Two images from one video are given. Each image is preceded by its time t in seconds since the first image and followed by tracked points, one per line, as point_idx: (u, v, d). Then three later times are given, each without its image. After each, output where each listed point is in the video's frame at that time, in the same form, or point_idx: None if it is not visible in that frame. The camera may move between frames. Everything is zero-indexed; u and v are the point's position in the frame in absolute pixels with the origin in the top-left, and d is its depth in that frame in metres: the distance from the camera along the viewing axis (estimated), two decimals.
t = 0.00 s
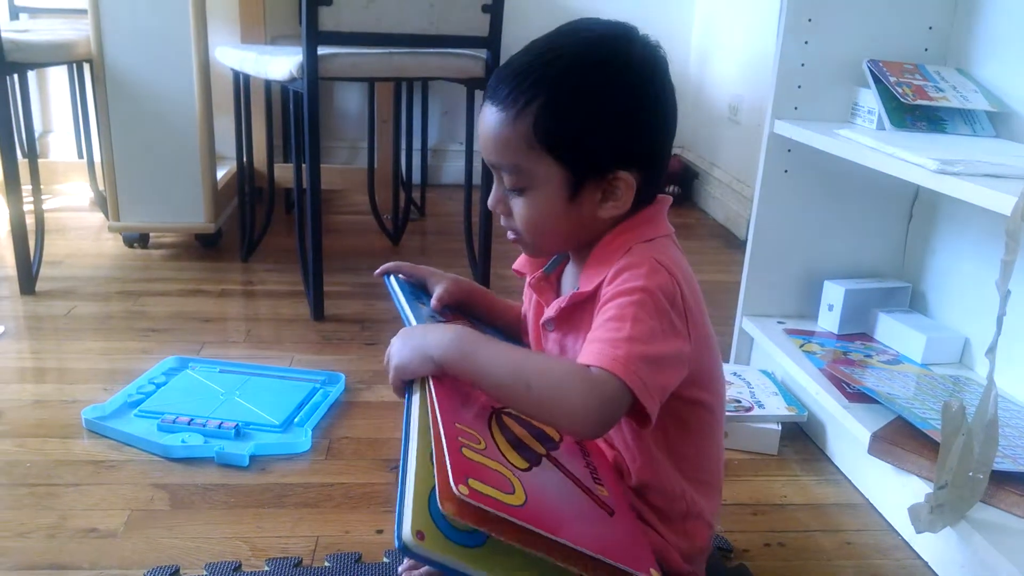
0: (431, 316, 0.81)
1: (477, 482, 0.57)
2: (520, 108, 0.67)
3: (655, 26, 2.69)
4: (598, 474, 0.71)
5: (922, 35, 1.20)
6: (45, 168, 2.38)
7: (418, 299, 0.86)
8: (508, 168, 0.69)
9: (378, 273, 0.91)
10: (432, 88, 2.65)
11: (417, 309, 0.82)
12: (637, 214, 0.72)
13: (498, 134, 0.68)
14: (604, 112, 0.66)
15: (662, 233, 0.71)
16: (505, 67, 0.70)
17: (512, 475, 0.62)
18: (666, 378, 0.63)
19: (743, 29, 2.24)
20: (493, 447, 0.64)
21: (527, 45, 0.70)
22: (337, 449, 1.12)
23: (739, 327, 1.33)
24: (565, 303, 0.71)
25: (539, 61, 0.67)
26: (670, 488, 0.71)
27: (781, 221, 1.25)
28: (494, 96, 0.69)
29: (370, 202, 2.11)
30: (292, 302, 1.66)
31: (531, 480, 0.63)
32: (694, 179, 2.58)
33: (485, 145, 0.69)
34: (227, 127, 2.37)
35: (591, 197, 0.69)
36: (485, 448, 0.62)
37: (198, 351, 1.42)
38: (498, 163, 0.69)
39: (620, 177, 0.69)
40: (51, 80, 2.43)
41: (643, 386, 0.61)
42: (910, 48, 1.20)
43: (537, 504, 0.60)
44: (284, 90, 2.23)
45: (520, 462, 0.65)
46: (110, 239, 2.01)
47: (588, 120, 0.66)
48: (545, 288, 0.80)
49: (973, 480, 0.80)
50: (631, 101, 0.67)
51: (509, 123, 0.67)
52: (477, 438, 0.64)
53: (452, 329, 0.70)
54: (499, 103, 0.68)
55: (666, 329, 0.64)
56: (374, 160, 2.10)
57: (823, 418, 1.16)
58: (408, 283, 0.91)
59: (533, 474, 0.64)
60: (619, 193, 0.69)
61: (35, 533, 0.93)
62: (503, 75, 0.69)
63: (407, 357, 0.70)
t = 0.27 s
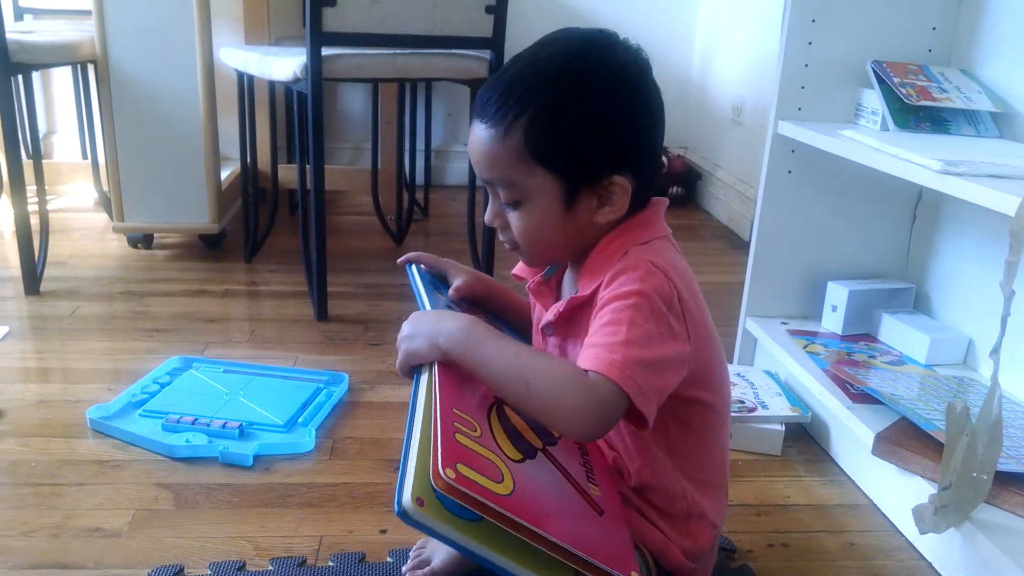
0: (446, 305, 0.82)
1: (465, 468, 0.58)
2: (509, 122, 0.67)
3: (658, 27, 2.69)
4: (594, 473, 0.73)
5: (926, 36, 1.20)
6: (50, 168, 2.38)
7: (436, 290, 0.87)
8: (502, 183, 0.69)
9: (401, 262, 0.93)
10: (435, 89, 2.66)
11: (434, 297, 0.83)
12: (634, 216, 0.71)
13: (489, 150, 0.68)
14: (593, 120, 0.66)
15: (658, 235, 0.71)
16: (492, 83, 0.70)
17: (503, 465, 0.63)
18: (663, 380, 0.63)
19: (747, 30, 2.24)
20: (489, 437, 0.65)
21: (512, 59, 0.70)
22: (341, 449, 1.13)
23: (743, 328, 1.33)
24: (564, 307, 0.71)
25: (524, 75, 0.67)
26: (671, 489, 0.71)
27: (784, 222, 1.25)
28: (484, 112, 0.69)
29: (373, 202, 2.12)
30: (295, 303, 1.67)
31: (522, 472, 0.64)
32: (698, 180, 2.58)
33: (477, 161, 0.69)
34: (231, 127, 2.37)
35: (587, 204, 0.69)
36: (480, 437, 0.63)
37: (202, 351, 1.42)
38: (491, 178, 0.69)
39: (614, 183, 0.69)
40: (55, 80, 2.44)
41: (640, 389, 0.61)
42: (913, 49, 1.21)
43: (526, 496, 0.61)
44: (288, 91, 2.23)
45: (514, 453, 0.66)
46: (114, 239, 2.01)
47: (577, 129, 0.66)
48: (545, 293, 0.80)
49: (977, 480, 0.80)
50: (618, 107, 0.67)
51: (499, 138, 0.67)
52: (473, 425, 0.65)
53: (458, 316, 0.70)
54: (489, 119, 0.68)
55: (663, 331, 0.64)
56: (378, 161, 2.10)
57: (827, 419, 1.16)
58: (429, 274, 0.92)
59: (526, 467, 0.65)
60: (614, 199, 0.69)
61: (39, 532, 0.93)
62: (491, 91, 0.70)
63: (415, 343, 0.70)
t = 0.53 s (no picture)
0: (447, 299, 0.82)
1: (443, 462, 0.58)
2: (499, 122, 0.67)
3: (660, 26, 2.68)
4: (581, 471, 0.73)
5: (929, 33, 1.20)
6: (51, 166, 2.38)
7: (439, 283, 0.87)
8: (492, 183, 0.69)
9: (410, 255, 0.93)
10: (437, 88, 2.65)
11: (436, 290, 0.83)
12: (623, 212, 0.71)
13: (479, 151, 0.68)
14: (582, 119, 0.66)
15: (646, 231, 0.70)
16: (482, 83, 0.70)
17: (484, 461, 0.63)
18: (648, 374, 0.62)
19: (749, 28, 2.23)
20: (472, 432, 0.65)
21: (502, 59, 0.70)
22: (342, 447, 1.12)
23: (744, 327, 1.33)
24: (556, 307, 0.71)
25: (513, 75, 0.67)
26: (662, 487, 0.71)
27: (786, 220, 1.24)
28: (475, 113, 0.69)
29: (375, 201, 2.11)
30: (297, 301, 1.66)
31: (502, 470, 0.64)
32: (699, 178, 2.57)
33: (468, 161, 0.69)
34: (232, 125, 2.37)
35: (577, 204, 0.69)
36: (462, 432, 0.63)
37: (203, 349, 1.42)
38: (481, 178, 0.69)
39: (603, 182, 0.68)
40: (56, 78, 2.44)
41: (624, 383, 0.61)
42: (916, 47, 1.20)
43: (503, 495, 0.61)
44: (289, 89, 2.23)
45: (497, 449, 0.66)
46: (115, 238, 2.01)
47: (566, 128, 0.66)
48: (542, 290, 0.80)
49: (980, 479, 0.81)
50: (607, 106, 0.67)
51: (488, 138, 0.67)
52: (458, 419, 0.65)
53: (445, 310, 0.70)
54: (478, 120, 0.68)
55: (647, 325, 0.63)
56: (379, 159, 2.09)
57: (828, 418, 1.16)
58: (435, 267, 0.92)
59: (508, 463, 0.66)
60: (604, 198, 0.69)
61: (39, 530, 0.93)
62: (482, 89, 0.69)
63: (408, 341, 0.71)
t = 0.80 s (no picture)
0: (433, 300, 0.82)
1: (413, 474, 0.58)
2: (484, 111, 0.67)
3: (658, 24, 2.68)
4: (561, 479, 0.73)
5: (926, 31, 1.20)
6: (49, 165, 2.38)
7: (428, 282, 0.87)
8: (474, 172, 0.68)
9: (401, 253, 0.93)
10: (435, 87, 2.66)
11: (423, 291, 0.83)
12: (601, 211, 0.71)
13: (462, 138, 0.68)
14: (568, 111, 0.66)
15: (621, 231, 0.70)
16: (471, 71, 0.70)
17: (457, 471, 0.63)
18: (624, 379, 0.62)
19: (747, 26, 2.23)
20: (447, 441, 0.65)
21: (492, 50, 0.70)
22: (340, 445, 1.13)
23: (742, 325, 1.33)
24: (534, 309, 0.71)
25: (501, 65, 0.67)
26: (647, 486, 0.71)
27: (783, 218, 1.25)
28: (460, 101, 0.69)
29: (373, 199, 2.11)
30: (295, 299, 1.66)
31: (476, 480, 0.64)
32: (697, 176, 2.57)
33: (452, 149, 0.69)
34: (230, 124, 2.37)
35: (559, 197, 0.69)
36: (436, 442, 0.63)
37: (201, 347, 1.42)
38: (464, 166, 0.69)
39: (584, 176, 0.68)
40: (54, 77, 2.43)
41: (599, 389, 0.61)
42: (913, 45, 1.20)
43: (473, 507, 0.61)
44: (288, 87, 2.23)
45: (472, 458, 0.67)
46: (113, 236, 2.01)
47: (551, 119, 0.66)
48: (524, 293, 0.79)
49: (977, 477, 0.81)
50: (594, 100, 0.67)
51: (473, 126, 0.67)
52: (433, 428, 0.65)
53: (423, 318, 0.70)
54: (464, 107, 0.68)
55: (621, 329, 0.63)
56: (377, 157, 2.09)
57: (826, 416, 1.16)
58: (426, 266, 0.92)
59: (482, 473, 0.66)
60: (586, 192, 0.69)
61: (37, 529, 0.93)
62: (469, 78, 0.69)
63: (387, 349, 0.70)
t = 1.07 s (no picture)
0: (420, 304, 0.82)
1: (397, 479, 0.58)
2: (489, 105, 0.67)
3: (659, 26, 2.69)
4: (550, 480, 0.74)
5: (927, 34, 1.20)
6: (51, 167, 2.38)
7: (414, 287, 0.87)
8: (475, 165, 0.68)
9: (387, 258, 0.93)
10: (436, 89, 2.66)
11: (409, 296, 0.83)
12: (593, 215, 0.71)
13: (467, 131, 0.68)
14: (573, 111, 0.66)
15: (611, 235, 0.70)
16: (477, 66, 0.70)
17: (444, 475, 0.63)
18: (614, 380, 0.62)
19: (748, 29, 2.24)
20: (433, 445, 0.65)
21: (500, 45, 0.70)
22: (341, 447, 1.13)
23: (743, 327, 1.33)
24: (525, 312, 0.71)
25: (509, 61, 0.68)
26: (641, 484, 0.71)
27: (784, 220, 1.25)
28: (466, 94, 0.69)
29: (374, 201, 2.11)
30: (296, 301, 1.67)
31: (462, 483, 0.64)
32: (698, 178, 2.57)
33: (455, 140, 0.69)
34: (232, 126, 2.38)
35: (557, 198, 0.69)
36: (422, 447, 0.63)
37: (202, 349, 1.42)
38: (465, 159, 0.69)
39: (585, 181, 0.69)
40: (56, 79, 2.44)
41: (589, 391, 0.61)
42: (914, 48, 1.20)
43: (460, 510, 0.61)
44: (289, 90, 2.23)
45: (459, 461, 0.66)
46: (115, 238, 2.01)
47: (555, 118, 0.66)
48: (513, 293, 0.80)
49: (976, 479, 0.81)
50: (599, 101, 0.67)
51: (477, 119, 0.67)
52: (419, 432, 0.65)
53: (411, 323, 0.70)
54: (469, 100, 0.68)
55: (611, 331, 0.63)
56: (379, 160, 2.10)
57: (827, 418, 1.16)
58: (412, 271, 0.92)
59: (468, 476, 0.66)
60: (585, 196, 0.69)
61: (39, 530, 0.93)
62: (476, 71, 0.70)
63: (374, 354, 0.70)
